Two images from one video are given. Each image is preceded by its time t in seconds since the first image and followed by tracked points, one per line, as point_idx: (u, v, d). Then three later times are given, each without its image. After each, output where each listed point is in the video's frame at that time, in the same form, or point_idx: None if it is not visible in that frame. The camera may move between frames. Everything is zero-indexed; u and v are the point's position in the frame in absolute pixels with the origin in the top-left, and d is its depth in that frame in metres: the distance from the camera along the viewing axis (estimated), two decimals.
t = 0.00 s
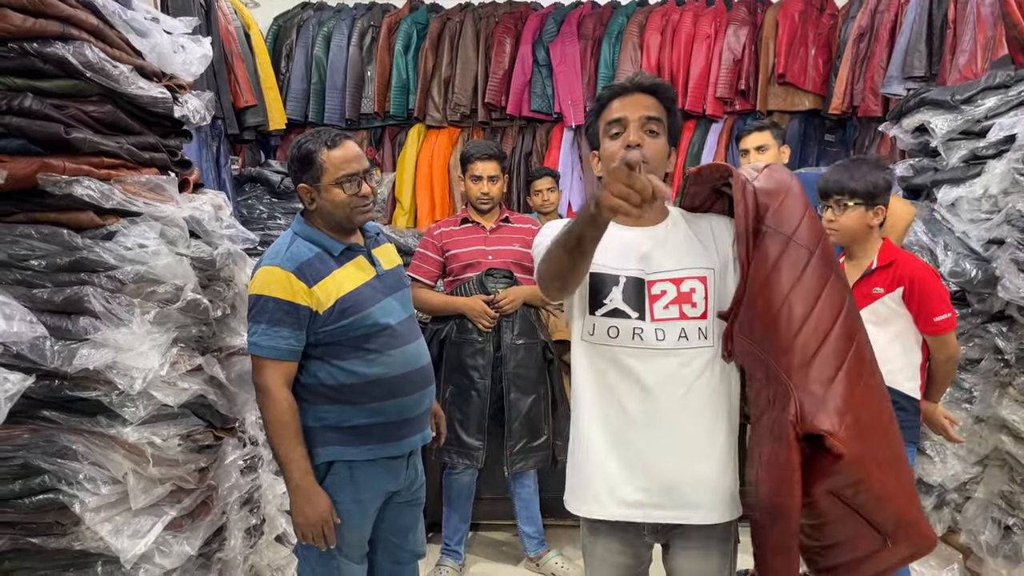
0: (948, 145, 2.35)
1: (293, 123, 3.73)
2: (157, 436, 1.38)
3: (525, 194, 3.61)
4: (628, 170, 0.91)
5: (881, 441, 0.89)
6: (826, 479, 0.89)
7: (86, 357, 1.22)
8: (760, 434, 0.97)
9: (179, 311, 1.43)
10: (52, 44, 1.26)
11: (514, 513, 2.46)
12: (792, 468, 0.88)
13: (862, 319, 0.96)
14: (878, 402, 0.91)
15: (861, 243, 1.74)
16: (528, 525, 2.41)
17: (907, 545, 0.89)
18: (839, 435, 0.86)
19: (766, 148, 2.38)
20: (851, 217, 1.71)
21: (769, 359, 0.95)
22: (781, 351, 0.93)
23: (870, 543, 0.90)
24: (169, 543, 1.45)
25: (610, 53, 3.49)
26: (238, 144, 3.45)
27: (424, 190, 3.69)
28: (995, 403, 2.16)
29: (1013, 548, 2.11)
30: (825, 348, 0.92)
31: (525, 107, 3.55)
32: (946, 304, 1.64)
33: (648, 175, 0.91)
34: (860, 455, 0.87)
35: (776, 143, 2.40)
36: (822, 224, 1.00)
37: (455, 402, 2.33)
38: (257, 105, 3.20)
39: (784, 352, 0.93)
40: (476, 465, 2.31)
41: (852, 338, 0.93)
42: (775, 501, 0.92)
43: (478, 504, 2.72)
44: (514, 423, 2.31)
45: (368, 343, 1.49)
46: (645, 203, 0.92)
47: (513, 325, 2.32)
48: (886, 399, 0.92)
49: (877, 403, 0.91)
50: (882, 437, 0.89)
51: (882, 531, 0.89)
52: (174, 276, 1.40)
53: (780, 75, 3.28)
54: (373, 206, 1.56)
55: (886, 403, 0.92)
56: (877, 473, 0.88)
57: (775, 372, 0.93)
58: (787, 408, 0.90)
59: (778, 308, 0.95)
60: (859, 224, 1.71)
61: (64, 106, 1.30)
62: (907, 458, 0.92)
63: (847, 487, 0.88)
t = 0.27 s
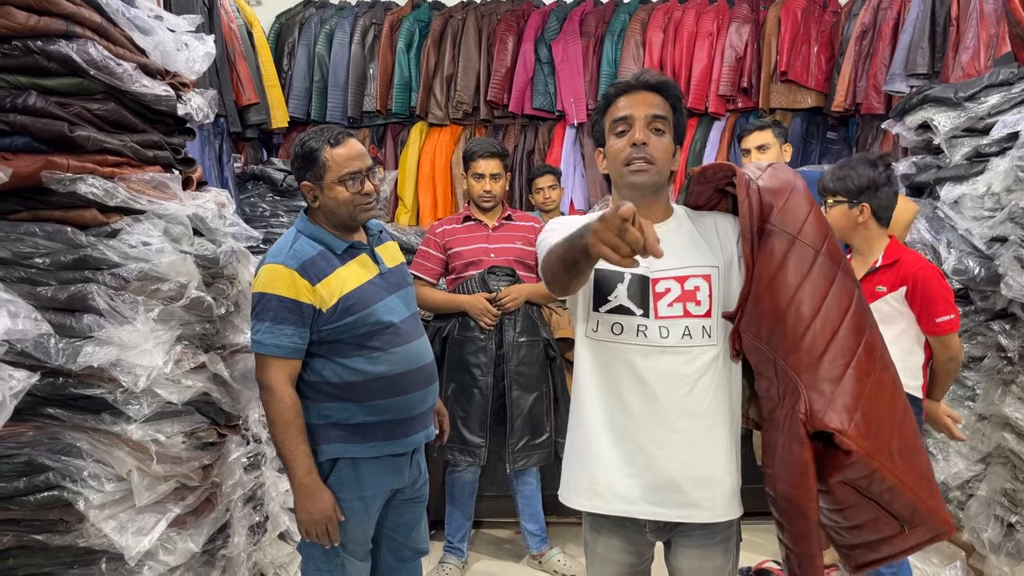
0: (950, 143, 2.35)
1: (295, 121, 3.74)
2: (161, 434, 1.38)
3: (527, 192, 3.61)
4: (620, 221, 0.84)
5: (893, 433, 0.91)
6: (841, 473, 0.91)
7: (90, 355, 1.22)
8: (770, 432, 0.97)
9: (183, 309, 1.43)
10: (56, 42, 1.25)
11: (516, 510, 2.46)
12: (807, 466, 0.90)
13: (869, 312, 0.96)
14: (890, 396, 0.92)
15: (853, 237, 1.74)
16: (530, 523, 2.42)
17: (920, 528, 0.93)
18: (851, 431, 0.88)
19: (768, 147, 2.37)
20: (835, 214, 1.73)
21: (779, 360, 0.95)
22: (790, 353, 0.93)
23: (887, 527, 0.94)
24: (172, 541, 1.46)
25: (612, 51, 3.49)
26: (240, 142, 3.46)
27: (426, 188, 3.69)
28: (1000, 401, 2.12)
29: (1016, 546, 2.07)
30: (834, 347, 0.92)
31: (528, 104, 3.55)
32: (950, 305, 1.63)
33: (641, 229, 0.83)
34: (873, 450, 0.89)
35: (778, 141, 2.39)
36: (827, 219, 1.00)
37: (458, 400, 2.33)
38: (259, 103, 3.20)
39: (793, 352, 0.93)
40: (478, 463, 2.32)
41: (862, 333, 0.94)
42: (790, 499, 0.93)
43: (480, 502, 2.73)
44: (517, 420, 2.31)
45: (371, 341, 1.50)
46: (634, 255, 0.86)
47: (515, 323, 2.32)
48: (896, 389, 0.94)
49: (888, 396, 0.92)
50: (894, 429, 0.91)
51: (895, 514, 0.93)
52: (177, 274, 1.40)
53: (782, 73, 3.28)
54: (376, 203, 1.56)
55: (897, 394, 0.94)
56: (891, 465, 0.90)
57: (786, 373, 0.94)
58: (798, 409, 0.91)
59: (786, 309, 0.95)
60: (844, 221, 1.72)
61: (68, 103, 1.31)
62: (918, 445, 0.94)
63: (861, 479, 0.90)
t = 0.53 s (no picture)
0: (953, 140, 2.34)
1: (298, 119, 3.76)
2: (165, 431, 1.38)
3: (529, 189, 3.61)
4: (631, 187, 0.87)
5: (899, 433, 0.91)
6: (850, 473, 0.89)
7: (94, 352, 1.23)
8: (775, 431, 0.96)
9: (186, 306, 1.43)
10: (59, 39, 1.26)
11: (519, 508, 2.46)
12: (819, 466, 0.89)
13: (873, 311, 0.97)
14: (894, 395, 0.92)
15: (864, 237, 1.75)
16: (533, 520, 2.42)
17: (925, 537, 0.91)
18: (861, 426, 0.88)
19: (772, 145, 2.36)
20: (849, 212, 1.73)
21: (785, 357, 0.94)
22: (798, 348, 0.93)
23: (891, 538, 0.91)
24: (176, 538, 1.46)
25: (614, 48, 3.48)
26: (243, 140, 3.46)
27: (428, 185, 3.69)
28: (1003, 398, 2.12)
29: (1019, 543, 2.06)
30: (841, 343, 0.92)
31: (530, 102, 3.54)
32: (955, 303, 1.62)
33: (650, 197, 0.87)
34: (881, 447, 0.88)
35: (781, 138, 2.39)
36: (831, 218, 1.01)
37: (460, 398, 2.33)
38: (261, 101, 3.20)
39: (800, 348, 0.92)
40: (481, 460, 2.32)
41: (867, 331, 0.94)
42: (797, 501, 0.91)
43: (483, 499, 2.73)
44: (519, 418, 2.31)
45: (374, 339, 1.50)
46: (643, 225, 0.89)
47: (517, 321, 2.32)
48: (900, 390, 0.93)
49: (893, 395, 0.92)
50: (900, 429, 0.91)
51: (902, 523, 0.91)
52: (180, 271, 1.40)
53: (785, 70, 3.26)
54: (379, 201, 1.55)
55: (901, 395, 0.93)
56: (898, 465, 0.89)
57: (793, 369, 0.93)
58: (807, 404, 0.90)
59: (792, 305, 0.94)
60: (859, 220, 1.73)
61: (71, 101, 1.31)
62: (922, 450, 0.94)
63: (869, 480, 0.89)
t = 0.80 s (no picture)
0: (957, 137, 2.33)
1: (299, 117, 3.76)
2: (168, 429, 1.38)
3: (531, 187, 3.61)
4: (613, 188, 0.88)
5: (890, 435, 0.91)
6: (838, 471, 0.89)
7: (97, 349, 1.23)
8: (766, 427, 0.96)
9: (189, 304, 1.43)
10: (61, 37, 1.25)
11: (521, 505, 2.46)
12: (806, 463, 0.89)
13: (872, 311, 0.96)
14: (886, 397, 0.92)
15: (878, 236, 1.75)
16: (535, 518, 2.42)
17: (912, 550, 0.90)
18: (852, 423, 0.88)
19: (776, 143, 2.36)
20: (871, 207, 1.72)
21: (779, 351, 0.94)
22: (792, 343, 0.93)
23: (877, 546, 0.90)
24: (179, 535, 1.46)
25: (616, 46, 3.47)
26: (244, 138, 3.46)
27: (430, 183, 3.69)
28: (1005, 396, 2.12)
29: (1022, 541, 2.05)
30: (836, 339, 0.92)
31: (532, 100, 3.54)
32: (963, 297, 1.62)
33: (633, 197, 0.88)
34: (871, 448, 0.88)
35: (785, 136, 2.38)
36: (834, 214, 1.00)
37: (462, 396, 2.33)
38: (263, 99, 3.20)
39: (793, 343, 0.92)
40: (483, 458, 2.32)
41: (865, 329, 0.93)
42: (782, 496, 0.91)
43: (485, 497, 2.73)
44: (521, 416, 2.31)
45: (377, 337, 1.49)
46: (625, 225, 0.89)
47: (519, 319, 2.32)
48: (893, 392, 0.93)
49: (886, 397, 0.92)
50: (891, 432, 0.91)
51: (888, 530, 0.90)
52: (183, 269, 1.40)
53: (787, 68, 3.26)
54: (381, 198, 1.55)
55: (894, 398, 0.93)
56: (887, 467, 0.89)
57: (785, 364, 0.93)
58: (797, 399, 0.90)
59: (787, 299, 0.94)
60: (878, 216, 1.72)
61: (74, 98, 1.30)
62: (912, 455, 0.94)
63: (856, 482, 0.89)
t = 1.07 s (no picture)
0: (958, 136, 2.32)
1: (300, 115, 3.76)
2: (169, 427, 1.38)
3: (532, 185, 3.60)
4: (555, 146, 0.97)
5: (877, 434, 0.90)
6: (820, 471, 0.89)
7: (98, 348, 1.23)
8: (751, 422, 0.96)
9: (190, 303, 1.43)
10: (62, 35, 1.25)
11: (523, 504, 2.46)
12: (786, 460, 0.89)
13: (863, 307, 0.95)
14: (874, 394, 0.91)
15: (882, 234, 1.74)
16: (536, 516, 2.42)
17: (899, 549, 0.89)
18: (833, 422, 0.87)
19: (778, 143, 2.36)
20: (877, 204, 1.72)
21: (763, 347, 0.94)
22: (776, 340, 0.93)
23: (863, 545, 0.90)
24: (180, 534, 1.46)
25: (618, 44, 3.47)
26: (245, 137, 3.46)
27: (431, 182, 3.70)
28: (1007, 394, 2.12)
29: None
30: (821, 336, 0.91)
31: (533, 98, 3.52)
32: (965, 296, 1.62)
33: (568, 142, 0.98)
34: (855, 447, 0.88)
35: (787, 135, 2.38)
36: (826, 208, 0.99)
37: (463, 394, 2.33)
38: (264, 97, 3.20)
39: (777, 339, 0.93)
40: (484, 456, 2.32)
41: (853, 325, 0.93)
42: (763, 494, 0.92)
43: (486, 496, 2.73)
44: (522, 414, 2.31)
45: (378, 335, 1.50)
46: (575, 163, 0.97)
47: (520, 317, 2.32)
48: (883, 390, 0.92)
49: (874, 395, 0.91)
50: (878, 431, 0.90)
51: (874, 531, 0.90)
52: (184, 267, 1.40)
53: (788, 66, 3.26)
54: (381, 197, 1.55)
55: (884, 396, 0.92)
56: (872, 468, 0.88)
57: (769, 360, 0.93)
58: (778, 397, 0.90)
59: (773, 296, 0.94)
60: (882, 214, 1.72)
61: (74, 97, 1.30)
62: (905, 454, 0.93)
63: (839, 481, 0.88)
